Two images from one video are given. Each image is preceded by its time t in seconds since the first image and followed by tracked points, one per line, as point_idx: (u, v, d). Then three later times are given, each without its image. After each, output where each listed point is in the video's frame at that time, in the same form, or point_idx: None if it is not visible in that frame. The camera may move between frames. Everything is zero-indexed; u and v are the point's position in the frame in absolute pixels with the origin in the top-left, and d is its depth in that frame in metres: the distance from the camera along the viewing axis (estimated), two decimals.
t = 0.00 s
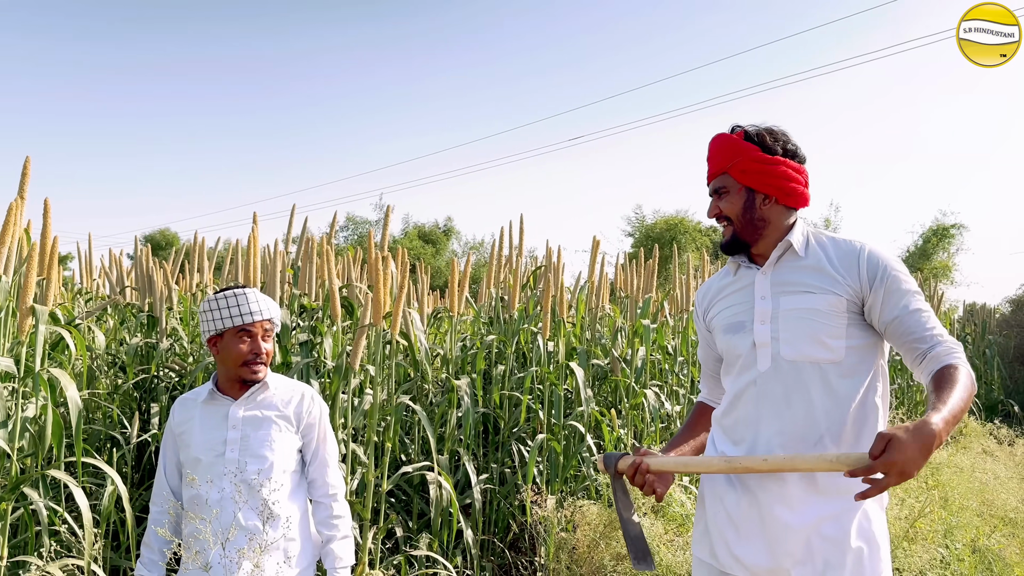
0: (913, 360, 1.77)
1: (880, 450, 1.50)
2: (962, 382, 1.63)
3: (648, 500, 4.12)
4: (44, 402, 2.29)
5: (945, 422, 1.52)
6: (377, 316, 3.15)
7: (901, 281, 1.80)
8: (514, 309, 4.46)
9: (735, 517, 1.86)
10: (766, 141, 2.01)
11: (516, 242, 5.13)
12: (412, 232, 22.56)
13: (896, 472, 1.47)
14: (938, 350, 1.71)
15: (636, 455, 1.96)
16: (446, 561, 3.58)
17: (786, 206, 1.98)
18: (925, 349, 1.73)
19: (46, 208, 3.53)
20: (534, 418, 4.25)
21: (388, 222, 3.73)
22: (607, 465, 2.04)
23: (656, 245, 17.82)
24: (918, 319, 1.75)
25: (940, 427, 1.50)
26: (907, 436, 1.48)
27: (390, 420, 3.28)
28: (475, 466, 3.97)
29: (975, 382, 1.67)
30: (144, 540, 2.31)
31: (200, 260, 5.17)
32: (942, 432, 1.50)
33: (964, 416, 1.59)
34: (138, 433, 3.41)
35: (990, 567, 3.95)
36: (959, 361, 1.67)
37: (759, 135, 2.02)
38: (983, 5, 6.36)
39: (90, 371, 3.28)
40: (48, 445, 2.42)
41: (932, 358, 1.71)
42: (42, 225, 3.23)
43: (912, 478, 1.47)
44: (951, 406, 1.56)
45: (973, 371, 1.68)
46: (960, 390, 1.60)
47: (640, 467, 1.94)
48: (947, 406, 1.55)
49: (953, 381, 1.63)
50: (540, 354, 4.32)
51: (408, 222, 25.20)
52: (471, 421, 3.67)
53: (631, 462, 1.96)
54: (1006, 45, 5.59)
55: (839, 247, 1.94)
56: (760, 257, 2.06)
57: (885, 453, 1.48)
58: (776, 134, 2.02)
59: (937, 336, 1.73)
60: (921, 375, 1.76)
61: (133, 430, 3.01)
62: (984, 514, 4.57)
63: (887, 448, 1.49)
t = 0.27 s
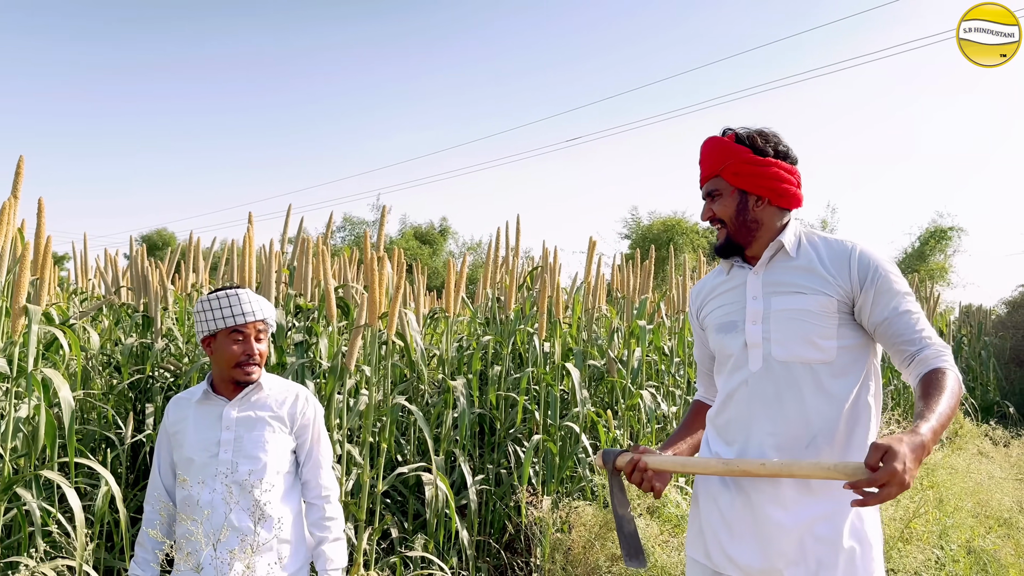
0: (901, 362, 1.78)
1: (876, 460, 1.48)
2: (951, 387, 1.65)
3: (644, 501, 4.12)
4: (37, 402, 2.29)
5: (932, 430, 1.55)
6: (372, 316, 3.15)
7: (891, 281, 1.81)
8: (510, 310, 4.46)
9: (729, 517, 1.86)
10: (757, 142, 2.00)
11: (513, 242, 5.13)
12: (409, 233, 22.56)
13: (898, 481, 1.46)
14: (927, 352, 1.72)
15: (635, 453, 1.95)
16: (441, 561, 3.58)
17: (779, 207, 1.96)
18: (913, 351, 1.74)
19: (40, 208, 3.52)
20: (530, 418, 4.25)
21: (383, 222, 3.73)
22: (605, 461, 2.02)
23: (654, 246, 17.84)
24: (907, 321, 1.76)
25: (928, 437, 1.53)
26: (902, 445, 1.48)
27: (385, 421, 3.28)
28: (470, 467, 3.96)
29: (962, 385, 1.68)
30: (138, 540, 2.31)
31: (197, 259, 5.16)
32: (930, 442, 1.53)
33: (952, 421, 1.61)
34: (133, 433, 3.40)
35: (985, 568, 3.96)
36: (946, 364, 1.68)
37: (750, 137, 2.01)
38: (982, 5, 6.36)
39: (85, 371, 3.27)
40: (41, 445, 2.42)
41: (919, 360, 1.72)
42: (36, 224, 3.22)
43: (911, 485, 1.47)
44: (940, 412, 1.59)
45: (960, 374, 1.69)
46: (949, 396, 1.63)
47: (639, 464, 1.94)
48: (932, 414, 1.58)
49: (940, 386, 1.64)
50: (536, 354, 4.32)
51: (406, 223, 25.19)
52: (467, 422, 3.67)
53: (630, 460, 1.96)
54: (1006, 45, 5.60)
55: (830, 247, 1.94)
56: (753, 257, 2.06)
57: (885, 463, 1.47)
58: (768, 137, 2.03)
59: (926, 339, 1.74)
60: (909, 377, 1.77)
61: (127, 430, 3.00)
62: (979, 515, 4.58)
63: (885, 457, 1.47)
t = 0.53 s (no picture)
0: (895, 360, 1.79)
1: (873, 453, 1.48)
2: (946, 386, 1.65)
3: (640, 502, 4.13)
4: (32, 402, 2.29)
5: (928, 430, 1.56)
6: (369, 316, 3.16)
7: (884, 281, 1.81)
8: (507, 310, 4.46)
9: (722, 516, 1.86)
10: (751, 143, 1.99)
11: (510, 243, 5.13)
12: (407, 233, 22.55)
13: (892, 477, 1.45)
14: (920, 351, 1.72)
15: (628, 451, 1.96)
16: (437, 561, 3.58)
17: (773, 208, 1.96)
18: (906, 350, 1.74)
19: (36, 207, 3.52)
20: (526, 418, 4.25)
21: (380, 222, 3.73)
22: (598, 460, 2.03)
23: (651, 246, 17.86)
24: (900, 321, 1.77)
25: (923, 438, 1.53)
26: (899, 442, 1.48)
27: (381, 421, 3.28)
28: (467, 468, 3.97)
29: (956, 384, 1.69)
30: (133, 539, 2.30)
31: (193, 259, 5.16)
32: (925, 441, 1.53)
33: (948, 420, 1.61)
34: (129, 433, 3.40)
35: (981, 568, 3.97)
36: (940, 363, 1.69)
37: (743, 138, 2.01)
38: (982, 7, 6.37)
39: (80, 371, 3.27)
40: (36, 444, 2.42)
41: (913, 359, 1.73)
42: (32, 224, 3.22)
43: (903, 482, 1.47)
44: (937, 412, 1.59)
45: (954, 373, 1.69)
46: (945, 395, 1.63)
47: (632, 463, 1.94)
48: (930, 414, 1.58)
49: (935, 384, 1.65)
50: (532, 355, 4.32)
51: (404, 223, 25.17)
52: (463, 422, 3.67)
53: (623, 457, 1.96)
54: (1006, 46, 5.61)
55: (824, 246, 1.94)
56: (748, 257, 2.07)
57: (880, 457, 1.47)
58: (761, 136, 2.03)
59: (919, 338, 1.74)
60: (903, 376, 1.78)
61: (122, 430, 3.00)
62: (975, 515, 4.59)
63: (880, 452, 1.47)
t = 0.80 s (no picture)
0: (887, 359, 1.79)
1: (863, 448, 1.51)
2: (937, 385, 1.66)
3: (636, 501, 4.14)
4: (27, 401, 2.29)
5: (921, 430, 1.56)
6: (365, 315, 3.16)
7: (876, 279, 1.82)
8: (504, 309, 4.47)
9: (715, 513, 1.87)
10: (745, 142, 1.99)
11: (506, 242, 5.13)
12: (404, 232, 22.54)
13: (879, 475, 1.47)
14: (912, 349, 1.73)
15: (616, 445, 1.97)
16: (433, 560, 3.59)
17: (766, 208, 1.97)
18: (899, 348, 1.75)
19: (32, 206, 3.51)
20: (523, 417, 4.26)
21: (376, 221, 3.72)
22: (586, 453, 2.05)
23: (648, 245, 17.88)
24: (892, 319, 1.77)
25: (916, 438, 1.54)
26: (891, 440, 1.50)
27: (377, 420, 3.28)
28: (463, 467, 3.97)
29: (947, 383, 1.70)
30: (129, 538, 2.31)
31: (189, 258, 5.15)
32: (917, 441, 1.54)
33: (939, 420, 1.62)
34: (125, 432, 3.40)
35: (976, 566, 3.99)
36: (931, 362, 1.69)
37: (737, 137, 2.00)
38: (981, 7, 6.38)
39: (76, 370, 3.27)
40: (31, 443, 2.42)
41: (905, 358, 1.73)
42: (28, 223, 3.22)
43: (891, 481, 1.48)
44: (929, 412, 1.60)
45: (946, 372, 1.70)
46: (936, 396, 1.64)
47: (620, 458, 1.95)
48: (922, 413, 1.59)
49: (927, 384, 1.65)
50: (529, 353, 4.33)
51: (401, 221, 25.15)
52: (460, 421, 3.67)
53: (612, 453, 1.97)
54: (1007, 46, 5.63)
55: (817, 244, 1.95)
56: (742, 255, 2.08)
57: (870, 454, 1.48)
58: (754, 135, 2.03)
59: (911, 337, 1.75)
60: (894, 374, 1.79)
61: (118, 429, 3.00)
62: (971, 514, 4.60)
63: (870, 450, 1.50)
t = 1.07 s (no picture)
0: (879, 352, 1.80)
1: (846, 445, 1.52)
2: (929, 377, 1.67)
3: (631, 498, 4.15)
4: (21, 398, 2.29)
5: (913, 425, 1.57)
6: (359, 312, 3.16)
7: (867, 274, 1.82)
8: (500, 307, 4.48)
9: (704, 508, 1.87)
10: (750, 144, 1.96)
11: (502, 240, 5.14)
12: (402, 232, 22.54)
13: (861, 472, 1.49)
14: (903, 343, 1.74)
15: (610, 440, 1.97)
16: (428, 558, 3.60)
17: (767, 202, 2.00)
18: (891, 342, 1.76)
19: (26, 204, 3.51)
20: (519, 416, 4.27)
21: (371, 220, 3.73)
22: (580, 447, 2.06)
23: (646, 244, 17.90)
24: (884, 312, 1.78)
25: (907, 432, 1.54)
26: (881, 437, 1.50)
27: (372, 417, 3.29)
28: (459, 465, 3.98)
29: (938, 377, 1.71)
30: (115, 532, 2.31)
31: (185, 256, 5.15)
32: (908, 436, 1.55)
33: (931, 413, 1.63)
34: (120, 430, 3.41)
35: (971, 564, 4.01)
36: (924, 353, 1.70)
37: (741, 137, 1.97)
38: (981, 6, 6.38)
39: (71, 368, 3.27)
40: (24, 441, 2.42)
41: (898, 351, 1.74)
42: (23, 222, 3.23)
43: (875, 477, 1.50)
44: (920, 405, 1.61)
45: (938, 363, 1.72)
46: (929, 388, 1.65)
47: (613, 451, 1.96)
48: (915, 407, 1.59)
49: (920, 376, 1.66)
50: (525, 352, 4.34)
51: (399, 220, 25.14)
52: (455, 419, 3.68)
53: (604, 447, 1.98)
54: (1007, 46, 5.63)
55: (808, 240, 1.95)
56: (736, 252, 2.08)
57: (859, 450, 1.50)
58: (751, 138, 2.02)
59: (903, 329, 1.76)
60: (887, 367, 1.79)
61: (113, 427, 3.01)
62: (965, 511, 4.61)
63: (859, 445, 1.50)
